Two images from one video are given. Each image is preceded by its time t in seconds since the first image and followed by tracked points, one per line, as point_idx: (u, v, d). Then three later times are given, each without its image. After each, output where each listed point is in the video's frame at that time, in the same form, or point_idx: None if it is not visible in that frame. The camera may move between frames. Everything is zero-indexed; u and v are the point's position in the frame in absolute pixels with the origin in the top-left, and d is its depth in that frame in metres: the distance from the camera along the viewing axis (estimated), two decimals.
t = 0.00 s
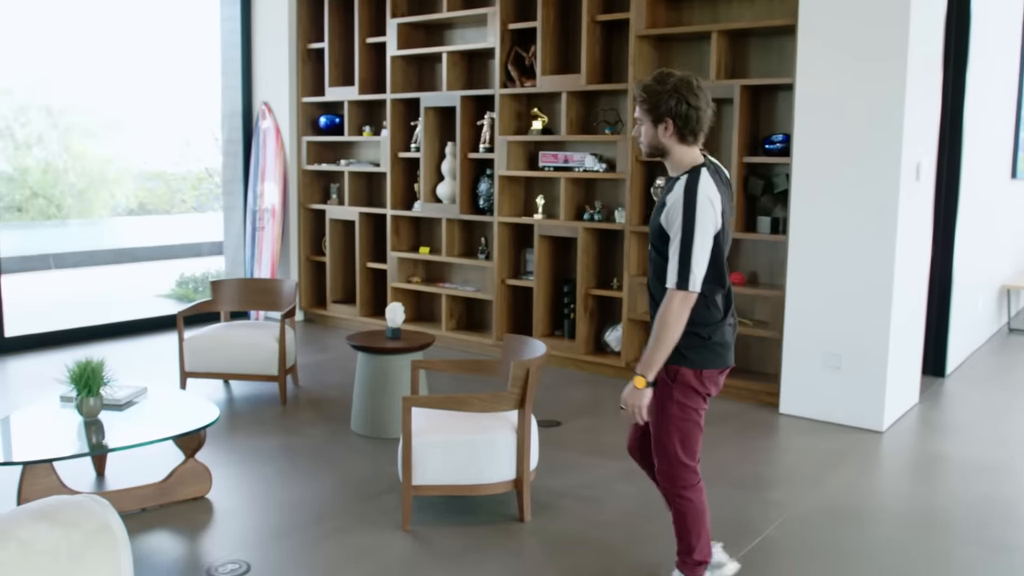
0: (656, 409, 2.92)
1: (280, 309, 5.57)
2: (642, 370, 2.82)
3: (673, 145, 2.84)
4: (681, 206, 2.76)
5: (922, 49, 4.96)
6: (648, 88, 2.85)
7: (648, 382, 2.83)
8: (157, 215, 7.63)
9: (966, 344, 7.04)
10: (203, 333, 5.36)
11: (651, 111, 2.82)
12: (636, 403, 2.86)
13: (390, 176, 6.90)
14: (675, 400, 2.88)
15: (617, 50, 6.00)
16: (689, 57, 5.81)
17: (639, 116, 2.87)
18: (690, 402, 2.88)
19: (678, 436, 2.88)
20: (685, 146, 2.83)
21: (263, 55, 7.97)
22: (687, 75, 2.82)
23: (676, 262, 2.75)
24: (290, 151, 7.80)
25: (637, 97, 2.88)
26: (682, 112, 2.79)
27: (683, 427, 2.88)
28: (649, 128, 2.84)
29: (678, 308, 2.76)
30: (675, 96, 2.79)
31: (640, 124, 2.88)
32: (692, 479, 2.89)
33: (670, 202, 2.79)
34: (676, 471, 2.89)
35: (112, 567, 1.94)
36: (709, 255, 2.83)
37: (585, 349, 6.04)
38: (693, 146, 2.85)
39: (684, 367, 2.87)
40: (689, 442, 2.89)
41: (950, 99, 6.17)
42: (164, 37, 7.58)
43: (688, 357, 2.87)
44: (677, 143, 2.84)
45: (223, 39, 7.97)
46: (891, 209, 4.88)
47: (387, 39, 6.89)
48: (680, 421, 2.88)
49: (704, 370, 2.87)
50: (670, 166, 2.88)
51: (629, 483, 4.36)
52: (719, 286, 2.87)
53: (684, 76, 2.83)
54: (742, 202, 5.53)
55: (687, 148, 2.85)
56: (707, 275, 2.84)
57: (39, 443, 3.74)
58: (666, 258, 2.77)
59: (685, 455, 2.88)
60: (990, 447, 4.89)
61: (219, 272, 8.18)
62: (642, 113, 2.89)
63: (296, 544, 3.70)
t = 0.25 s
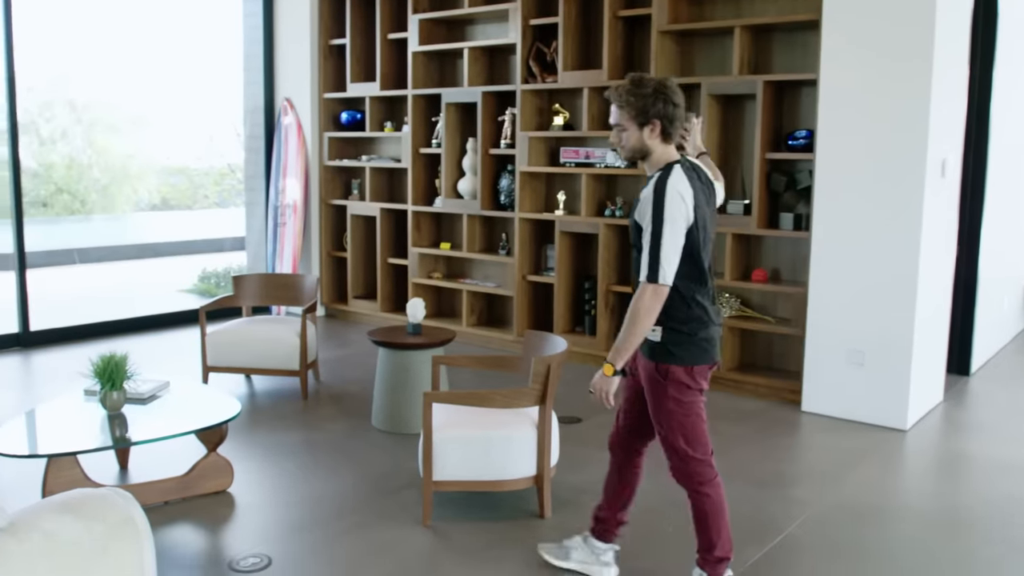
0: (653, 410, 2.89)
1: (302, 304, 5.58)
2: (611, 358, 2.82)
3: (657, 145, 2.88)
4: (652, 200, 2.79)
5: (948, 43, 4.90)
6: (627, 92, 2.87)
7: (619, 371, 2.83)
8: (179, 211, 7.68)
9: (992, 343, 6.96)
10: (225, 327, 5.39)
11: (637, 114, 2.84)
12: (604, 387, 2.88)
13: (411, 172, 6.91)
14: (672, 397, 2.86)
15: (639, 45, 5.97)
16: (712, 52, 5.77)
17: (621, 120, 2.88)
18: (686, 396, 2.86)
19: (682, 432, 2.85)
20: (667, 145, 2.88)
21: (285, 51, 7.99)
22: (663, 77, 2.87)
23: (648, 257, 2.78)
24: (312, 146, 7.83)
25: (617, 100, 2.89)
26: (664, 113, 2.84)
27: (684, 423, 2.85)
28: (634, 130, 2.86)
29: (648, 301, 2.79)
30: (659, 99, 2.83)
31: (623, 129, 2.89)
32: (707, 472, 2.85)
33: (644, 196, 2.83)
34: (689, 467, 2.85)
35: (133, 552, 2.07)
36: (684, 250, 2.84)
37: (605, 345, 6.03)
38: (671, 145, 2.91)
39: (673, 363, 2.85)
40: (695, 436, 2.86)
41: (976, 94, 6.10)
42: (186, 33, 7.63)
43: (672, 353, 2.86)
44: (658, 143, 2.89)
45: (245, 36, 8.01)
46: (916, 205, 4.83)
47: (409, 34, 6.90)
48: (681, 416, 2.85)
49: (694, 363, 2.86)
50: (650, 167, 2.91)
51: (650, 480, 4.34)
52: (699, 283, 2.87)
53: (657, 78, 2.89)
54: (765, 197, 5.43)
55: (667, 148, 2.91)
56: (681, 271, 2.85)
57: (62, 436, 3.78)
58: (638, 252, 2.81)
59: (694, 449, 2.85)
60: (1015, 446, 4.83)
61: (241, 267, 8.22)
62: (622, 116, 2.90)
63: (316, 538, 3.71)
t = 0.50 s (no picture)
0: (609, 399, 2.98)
1: (326, 298, 5.60)
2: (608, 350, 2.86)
3: (620, 139, 2.89)
4: (623, 189, 2.79)
5: (977, 33, 4.84)
6: (587, 89, 2.88)
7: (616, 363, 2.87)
8: (204, 206, 7.73)
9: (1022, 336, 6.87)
10: (251, 321, 5.43)
11: (597, 110, 2.85)
12: (609, 381, 2.89)
13: (434, 166, 6.91)
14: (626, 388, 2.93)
15: (663, 38, 5.93)
16: (736, 44, 5.72)
17: (583, 117, 2.89)
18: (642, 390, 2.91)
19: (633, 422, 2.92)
20: (630, 139, 2.88)
21: (308, 46, 8.01)
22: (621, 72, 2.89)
23: (626, 244, 2.79)
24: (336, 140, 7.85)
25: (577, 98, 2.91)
26: (625, 108, 2.85)
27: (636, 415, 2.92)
28: (595, 126, 2.87)
29: (635, 287, 2.78)
30: (618, 94, 2.84)
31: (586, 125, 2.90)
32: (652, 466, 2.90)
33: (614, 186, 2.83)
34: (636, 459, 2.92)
35: (163, 550, 2.01)
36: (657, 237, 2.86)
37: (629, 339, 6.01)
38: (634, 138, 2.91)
39: (639, 356, 2.90)
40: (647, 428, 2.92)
41: (1006, 84, 6.01)
42: (209, 29, 7.66)
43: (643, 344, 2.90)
44: (621, 137, 2.89)
45: (268, 31, 8.03)
46: (943, 198, 4.77)
47: (431, 29, 6.89)
48: (631, 409, 2.92)
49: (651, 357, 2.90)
50: (615, 161, 2.92)
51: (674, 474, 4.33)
52: (672, 270, 2.89)
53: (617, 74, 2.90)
54: (789, 190, 5.38)
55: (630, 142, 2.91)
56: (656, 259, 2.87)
57: (91, 429, 3.82)
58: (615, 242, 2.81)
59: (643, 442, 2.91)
60: None
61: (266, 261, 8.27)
62: (583, 114, 2.91)
63: (342, 531, 3.73)
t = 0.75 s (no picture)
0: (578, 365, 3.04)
1: (353, 295, 5.63)
2: (608, 338, 2.84)
3: (608, 134, 2.91)
4: (632, 182, 2.78)
5: (1012, 31, 4.77)
6: (577, 83, 2.87)
7: (614, 349, 2.87)
8: (231, 203, 7.78)
9: None
10: (279, 318, 5.46)
11: (589, 104, 2.85)
12: (602, 367, 2.88)
13: (461, 164, 6.92)
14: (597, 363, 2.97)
15: (691, 36, 5.90)
16: (765, 43, 5.68)
17: (572, 111, 2.88)
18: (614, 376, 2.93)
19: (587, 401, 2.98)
20: (617, 134, 2.91)
21: (336, 45, 8.05)
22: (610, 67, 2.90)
23: (637, 231, 2.77)
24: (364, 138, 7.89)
25: (566, 90, 2.89)
26: (615, 103, 2.88)
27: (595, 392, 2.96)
28: (585, 120, 2.87)
29: (643, 277, 2.78)
30: (608, 89, 2.86)
31: (576, 119, 2.89)
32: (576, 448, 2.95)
33: (619, 181, 2.81)
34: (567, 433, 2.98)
35: (195, 545, 2.00)
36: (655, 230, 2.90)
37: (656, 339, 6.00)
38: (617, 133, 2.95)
39: (629, 344, 2.93)
40: (596, 412, 2.94)
41: None
42: (237, 28, 7.71)
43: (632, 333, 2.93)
44: (607, 132, 2.92)
45: (296, 30, 8.08)
46: (975, 198, 4.71)
47: (458, 27, 6.90)
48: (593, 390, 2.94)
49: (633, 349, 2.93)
50: (599, 156, 2.94)
51: (702, 474, 4.32)
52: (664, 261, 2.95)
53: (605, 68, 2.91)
54: (818, 189, 5.34)
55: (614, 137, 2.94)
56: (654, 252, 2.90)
57: (123, 424, 3.86)
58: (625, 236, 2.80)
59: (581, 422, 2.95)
60: None
61: (293, 259, 8.31)
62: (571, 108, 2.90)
63: (368, 527, 3.75)
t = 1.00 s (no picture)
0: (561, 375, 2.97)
1: (385, 296, 5.65)
2: (626, 355, 2.80)
3: (598, 148, 2.84)
4: (639, 202, 2.78)
5: None
6: (578, 95, 2.74)
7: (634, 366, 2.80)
8: (263, 203, 7.85)
9: None
10: (311, 318, 5.50)
11: (591, 118, 2.75)
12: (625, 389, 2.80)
13: (493, 165, 6.93)
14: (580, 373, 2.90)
15: (726, 38, 5.87)
16: (801, 45, 5.64)
17: (572, 123, 2.74)
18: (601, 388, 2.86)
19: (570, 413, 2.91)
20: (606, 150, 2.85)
21: (369, 46, 8.09)
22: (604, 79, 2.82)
23: (646, 250, 2.78)
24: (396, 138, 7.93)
25: (565, 100, 2.74)
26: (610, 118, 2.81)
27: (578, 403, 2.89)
28: (582, 134, 2.77)
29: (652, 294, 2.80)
30: (607, 103, 2.77)
31: (573, 133, 2.77)
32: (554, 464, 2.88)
33: (623, 199, 2.78)
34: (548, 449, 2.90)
35: (230, 538, 2.00)
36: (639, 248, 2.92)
37: (688, 342, 5.98)
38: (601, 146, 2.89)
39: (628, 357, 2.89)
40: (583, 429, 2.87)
41: None
42: (272, 29, 7.77)
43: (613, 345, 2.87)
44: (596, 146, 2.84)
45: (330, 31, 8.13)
46: (1015, 203, 4.65)
47: (492, 29, 6.91)
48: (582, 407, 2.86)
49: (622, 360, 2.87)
50: (584, 169, 2.86)
51: (735, 479, 4.29)
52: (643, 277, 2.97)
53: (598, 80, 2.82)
54: (854, 193, 5.29)
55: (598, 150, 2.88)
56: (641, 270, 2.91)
57: (159, 421, 3.91)
58: (631, 255, 2.78)
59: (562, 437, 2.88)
60: None
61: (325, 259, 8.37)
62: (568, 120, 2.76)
63: (400, 527, 3.76)
